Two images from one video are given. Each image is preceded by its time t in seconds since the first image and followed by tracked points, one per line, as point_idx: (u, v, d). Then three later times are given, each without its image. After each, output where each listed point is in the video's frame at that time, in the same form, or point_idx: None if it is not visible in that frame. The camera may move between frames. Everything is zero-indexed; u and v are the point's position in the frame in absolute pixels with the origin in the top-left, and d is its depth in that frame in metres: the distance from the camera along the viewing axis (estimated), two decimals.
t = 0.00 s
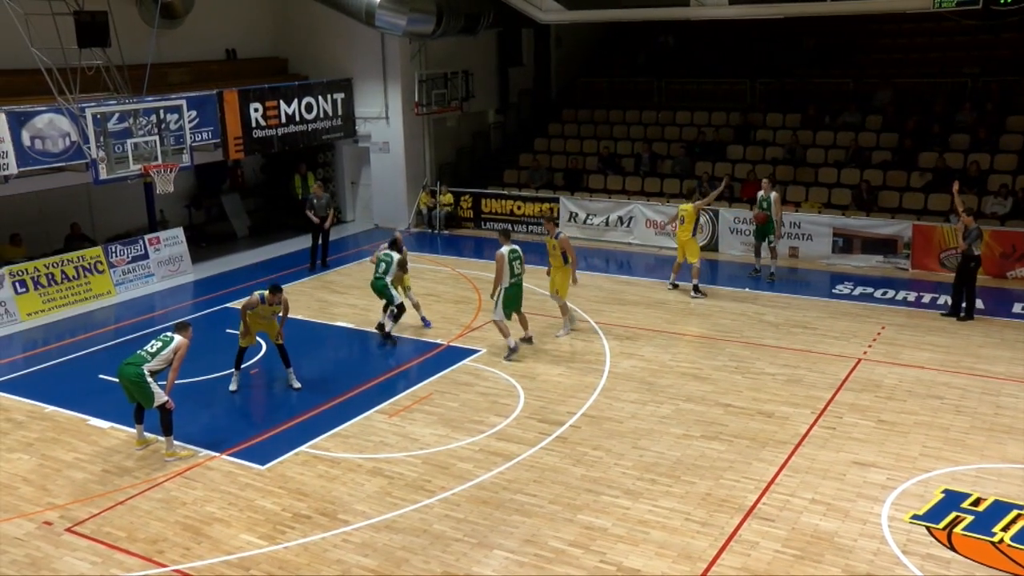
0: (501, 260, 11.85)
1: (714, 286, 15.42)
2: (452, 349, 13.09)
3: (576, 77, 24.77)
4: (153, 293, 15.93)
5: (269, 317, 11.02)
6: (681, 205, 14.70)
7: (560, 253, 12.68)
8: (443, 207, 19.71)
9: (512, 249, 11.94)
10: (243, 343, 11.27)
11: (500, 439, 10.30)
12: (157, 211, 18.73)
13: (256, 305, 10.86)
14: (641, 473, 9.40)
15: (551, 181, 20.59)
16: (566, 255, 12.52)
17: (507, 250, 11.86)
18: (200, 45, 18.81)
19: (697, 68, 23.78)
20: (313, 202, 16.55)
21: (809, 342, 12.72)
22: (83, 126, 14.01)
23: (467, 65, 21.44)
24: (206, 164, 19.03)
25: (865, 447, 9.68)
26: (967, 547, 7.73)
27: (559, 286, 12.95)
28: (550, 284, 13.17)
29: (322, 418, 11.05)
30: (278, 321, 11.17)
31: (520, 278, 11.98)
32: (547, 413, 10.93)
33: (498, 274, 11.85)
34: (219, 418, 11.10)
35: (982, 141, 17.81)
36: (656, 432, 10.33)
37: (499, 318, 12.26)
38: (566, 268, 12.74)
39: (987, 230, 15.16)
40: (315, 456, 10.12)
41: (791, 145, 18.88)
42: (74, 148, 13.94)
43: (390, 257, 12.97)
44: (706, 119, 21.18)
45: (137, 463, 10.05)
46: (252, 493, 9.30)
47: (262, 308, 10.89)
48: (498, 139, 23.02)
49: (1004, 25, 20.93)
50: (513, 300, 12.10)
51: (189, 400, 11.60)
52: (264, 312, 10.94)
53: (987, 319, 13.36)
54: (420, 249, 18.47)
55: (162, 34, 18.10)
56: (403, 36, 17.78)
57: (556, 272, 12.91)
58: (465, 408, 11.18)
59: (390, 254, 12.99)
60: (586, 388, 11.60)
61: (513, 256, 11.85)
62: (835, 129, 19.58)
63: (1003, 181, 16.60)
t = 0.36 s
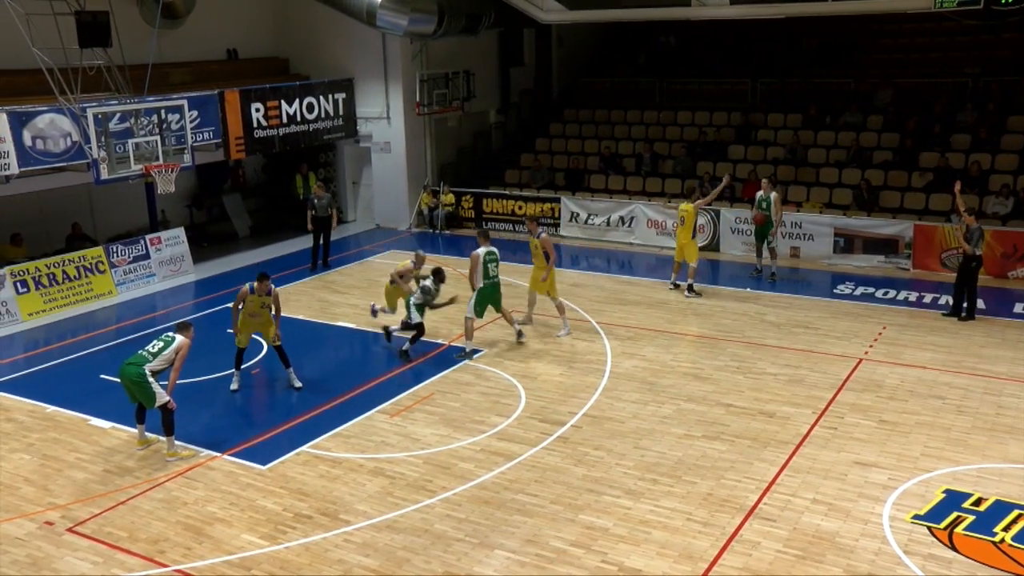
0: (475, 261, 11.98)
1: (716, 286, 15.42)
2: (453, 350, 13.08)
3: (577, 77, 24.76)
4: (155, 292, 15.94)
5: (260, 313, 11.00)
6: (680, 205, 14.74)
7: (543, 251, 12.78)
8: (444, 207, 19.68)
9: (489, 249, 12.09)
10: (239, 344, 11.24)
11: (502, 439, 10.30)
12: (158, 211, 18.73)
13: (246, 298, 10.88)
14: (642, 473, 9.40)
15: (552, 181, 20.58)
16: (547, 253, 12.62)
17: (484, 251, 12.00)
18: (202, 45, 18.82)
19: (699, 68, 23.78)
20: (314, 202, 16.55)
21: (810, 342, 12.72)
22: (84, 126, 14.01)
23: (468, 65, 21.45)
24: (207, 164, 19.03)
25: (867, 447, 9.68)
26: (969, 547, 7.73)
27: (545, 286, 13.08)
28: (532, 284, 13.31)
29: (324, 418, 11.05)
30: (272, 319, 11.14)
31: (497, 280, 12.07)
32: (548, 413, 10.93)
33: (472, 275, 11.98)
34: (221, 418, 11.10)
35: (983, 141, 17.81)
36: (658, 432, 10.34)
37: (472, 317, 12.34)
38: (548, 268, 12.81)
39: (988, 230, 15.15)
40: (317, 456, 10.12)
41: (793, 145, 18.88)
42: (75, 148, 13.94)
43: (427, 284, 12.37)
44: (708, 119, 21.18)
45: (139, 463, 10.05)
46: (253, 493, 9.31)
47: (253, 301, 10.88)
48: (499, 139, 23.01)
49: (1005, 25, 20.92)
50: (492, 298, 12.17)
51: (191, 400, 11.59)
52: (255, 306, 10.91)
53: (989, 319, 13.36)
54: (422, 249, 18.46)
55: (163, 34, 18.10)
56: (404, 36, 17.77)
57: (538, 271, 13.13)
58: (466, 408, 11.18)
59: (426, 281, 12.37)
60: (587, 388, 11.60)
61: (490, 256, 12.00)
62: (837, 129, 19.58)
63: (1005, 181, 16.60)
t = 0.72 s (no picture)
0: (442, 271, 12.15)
1: (716, 286, 15.42)
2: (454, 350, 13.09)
3: (578, 76, 24.77)
4: (156, 292, 15.96)
5: (271, 313, 10.98)
6: (684, 205, 14.79)
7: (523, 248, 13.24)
8: (446, 206, 19.73)
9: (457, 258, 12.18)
10: (251, 349, 11.19)
11: (503, 439, 10.30)
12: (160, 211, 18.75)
13: (258, 296, 10.88)
14: (643, 473, 9.40)
15: (553, 181, 20.57)
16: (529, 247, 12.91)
17: (450, 260, 12.11)
18: (203, 45, 18.83)
19: (700, 68, 23.78)
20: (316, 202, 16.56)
21: (811, 342, 12.72)
22: (85, 125, 14.02)
23: (469, 65, 21.45)
24: (209, 164, 19.05)
25: (868, 447, 9.67)
26: (970, 547, 7.72)
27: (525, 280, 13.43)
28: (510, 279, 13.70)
29: (325, 417, 11.06)
30: (283, 320, 11.13)
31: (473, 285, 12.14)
32: (549, 413, 10.94)
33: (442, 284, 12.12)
34: (222, 418, 11.10)
35: (984, 140, 17.79)
36: (658, 432, 10.33)
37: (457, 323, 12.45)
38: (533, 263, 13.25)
39: (990, 230, 15.14)
40: (318, 456, 10.13)
41: (794, 145, 18.86)
42: (77, 147, 13.95)
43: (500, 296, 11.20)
44: (709, 118, 21.17)
45: (140, 463, 10.06)
46: (254, 493, 9.32)
47: (264, 299, 10.87)
48: (501, 139, 23.02)
49: (1006, 24, 20.90)
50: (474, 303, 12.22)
51: (192, 400, 11.61)
52: (267, 305, 10.91)
53: (991, 319, 13.35)
54: (423, 249, 18.47)
55: (165, 34, 18.11)
56: (406, 36, 17.77)
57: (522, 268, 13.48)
58: (467, 408, 11.19)
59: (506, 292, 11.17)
60: (588, 388, 11.59)
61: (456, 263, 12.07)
62: (838, 129, 19.58)
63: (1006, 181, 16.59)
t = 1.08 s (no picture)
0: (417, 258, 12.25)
1: (716, 286, 15.42)
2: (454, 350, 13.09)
3: (578, 76, 24.76)
4: (156, 293, 15.95)
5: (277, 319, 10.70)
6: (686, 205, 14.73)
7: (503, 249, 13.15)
8: (446, 207, 19.66)
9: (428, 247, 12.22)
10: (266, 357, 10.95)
11: (503, 439, 10.31)
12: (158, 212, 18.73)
13: (262, 302, 10.62)
14: (643, 473, 9.40)
15: (552, 181, 20.56)
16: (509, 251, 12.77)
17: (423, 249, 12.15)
18: (202, 45, 18.81)
19: (700, 69, 23.78)
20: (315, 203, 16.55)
21: (811, 341, 12.72)
22: (84, 126, 14.01)
23: (469, 65, 21.45)
24: (208, 164, 19.04)
25: (867, 447, 9.68)
26: (969, 546, 7.73)
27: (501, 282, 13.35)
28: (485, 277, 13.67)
29: (325, 418, 11.07)
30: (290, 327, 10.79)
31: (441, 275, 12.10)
32: (549, 413, 10.94)
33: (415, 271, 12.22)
34: (222, 418, 11.11)
35: (983, 141, 17.82)
36: (658, 432, 10.34)
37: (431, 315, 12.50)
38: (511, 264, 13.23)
39: (989, 230, 15.15)
40: (317, 456, 10.13)
41: (793, 145, 18.87)
42: (75, 147, 13.94)
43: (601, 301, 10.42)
44: (708, 119, 21.19)
45: (139, 463, 10.06)
46: (254, 493, 9.32)
47: (268, 306, 10.57)
48: (500, 139, 23.00)
49: (1005, 25, 20.93)
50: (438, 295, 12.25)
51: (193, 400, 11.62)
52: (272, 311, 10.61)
53: (990, 318, 13.36)
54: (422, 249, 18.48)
55: (164, 34, 18.09)
56: (405, 36, 17.77)
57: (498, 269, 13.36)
58: (467, 408, 11.19)
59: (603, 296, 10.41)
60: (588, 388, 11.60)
61: (428, 252, 12.11)
62: (837, 129, 19.59)
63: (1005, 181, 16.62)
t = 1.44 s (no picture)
0: (384, 262, 12.41)
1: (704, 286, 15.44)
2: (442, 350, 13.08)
3: (567, 76, 24.78)
4: (143, 294, 15.89)
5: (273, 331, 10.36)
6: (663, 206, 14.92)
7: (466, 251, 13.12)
8: (434, 207, 19.69)
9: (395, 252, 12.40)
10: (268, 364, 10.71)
11: (491, 439, 10.31)
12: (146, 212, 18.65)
13: (257, 316, 10.35)
14: (631, 473, 9.41)
15: (541, 181, 20.56)
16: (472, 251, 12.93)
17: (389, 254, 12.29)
18: (189, 45, 18.75)
19: (688, 69, 23.84)
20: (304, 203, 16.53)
21: (798, 340, 12.76)
22: (70, 126, 13.94)
23: (457, 65, 21.44)
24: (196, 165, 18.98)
25: (855, 446, 9.71)
26: (955, 544, 7.76)
27: (466, 284, 13.30)
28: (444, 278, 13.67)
29: (313, 418, 11.06)
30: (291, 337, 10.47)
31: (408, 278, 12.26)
32: (537, 413, 10.94)
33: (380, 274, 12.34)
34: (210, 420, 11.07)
35: (968, 140, 17.91)
36: (646, 432, 10.35)
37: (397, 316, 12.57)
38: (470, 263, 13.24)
39: (974, 230, 15.22)
40: (305, 457, 10.11)
41: (780, 145, 18.93)
42: (61, 148, 13.87)
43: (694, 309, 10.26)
44: (696, 118, 21.23)
45: (125, 466, 10.01)
46: (241, 495, 9.29)
47: (262, 320, 10.28)
48: (488, 139, 22.97)
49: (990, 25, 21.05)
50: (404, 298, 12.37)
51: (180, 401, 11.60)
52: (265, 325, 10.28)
53: (976, 317, 13.42)
54: (410, 249, 18.49)
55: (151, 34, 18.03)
56: (393, 36, 17.74)
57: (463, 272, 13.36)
58: (455, 408, 11.18)
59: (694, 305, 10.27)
60: (576, 388, 11.60)
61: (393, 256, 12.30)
62: (824, 129, 19.66)
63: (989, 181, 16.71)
